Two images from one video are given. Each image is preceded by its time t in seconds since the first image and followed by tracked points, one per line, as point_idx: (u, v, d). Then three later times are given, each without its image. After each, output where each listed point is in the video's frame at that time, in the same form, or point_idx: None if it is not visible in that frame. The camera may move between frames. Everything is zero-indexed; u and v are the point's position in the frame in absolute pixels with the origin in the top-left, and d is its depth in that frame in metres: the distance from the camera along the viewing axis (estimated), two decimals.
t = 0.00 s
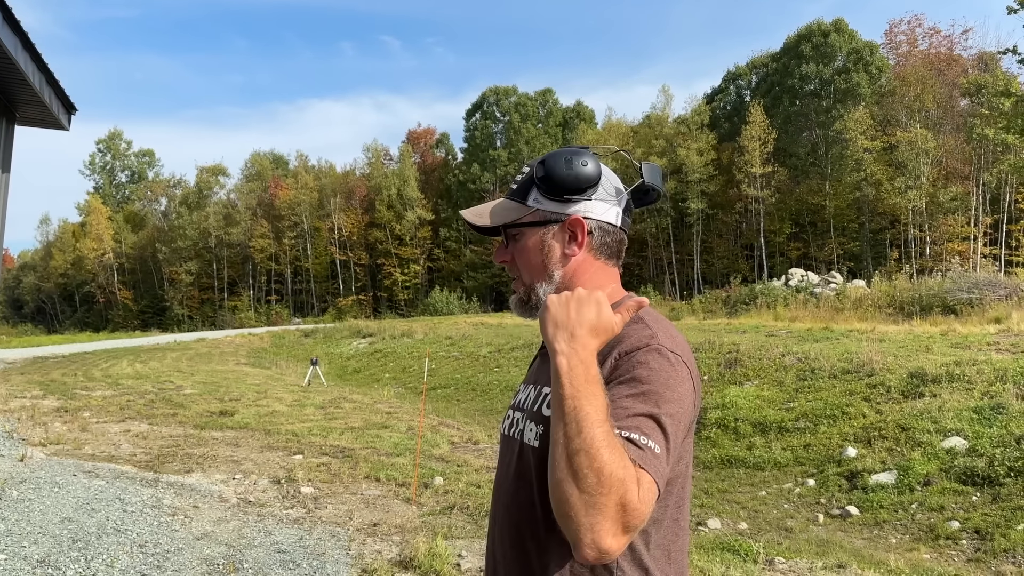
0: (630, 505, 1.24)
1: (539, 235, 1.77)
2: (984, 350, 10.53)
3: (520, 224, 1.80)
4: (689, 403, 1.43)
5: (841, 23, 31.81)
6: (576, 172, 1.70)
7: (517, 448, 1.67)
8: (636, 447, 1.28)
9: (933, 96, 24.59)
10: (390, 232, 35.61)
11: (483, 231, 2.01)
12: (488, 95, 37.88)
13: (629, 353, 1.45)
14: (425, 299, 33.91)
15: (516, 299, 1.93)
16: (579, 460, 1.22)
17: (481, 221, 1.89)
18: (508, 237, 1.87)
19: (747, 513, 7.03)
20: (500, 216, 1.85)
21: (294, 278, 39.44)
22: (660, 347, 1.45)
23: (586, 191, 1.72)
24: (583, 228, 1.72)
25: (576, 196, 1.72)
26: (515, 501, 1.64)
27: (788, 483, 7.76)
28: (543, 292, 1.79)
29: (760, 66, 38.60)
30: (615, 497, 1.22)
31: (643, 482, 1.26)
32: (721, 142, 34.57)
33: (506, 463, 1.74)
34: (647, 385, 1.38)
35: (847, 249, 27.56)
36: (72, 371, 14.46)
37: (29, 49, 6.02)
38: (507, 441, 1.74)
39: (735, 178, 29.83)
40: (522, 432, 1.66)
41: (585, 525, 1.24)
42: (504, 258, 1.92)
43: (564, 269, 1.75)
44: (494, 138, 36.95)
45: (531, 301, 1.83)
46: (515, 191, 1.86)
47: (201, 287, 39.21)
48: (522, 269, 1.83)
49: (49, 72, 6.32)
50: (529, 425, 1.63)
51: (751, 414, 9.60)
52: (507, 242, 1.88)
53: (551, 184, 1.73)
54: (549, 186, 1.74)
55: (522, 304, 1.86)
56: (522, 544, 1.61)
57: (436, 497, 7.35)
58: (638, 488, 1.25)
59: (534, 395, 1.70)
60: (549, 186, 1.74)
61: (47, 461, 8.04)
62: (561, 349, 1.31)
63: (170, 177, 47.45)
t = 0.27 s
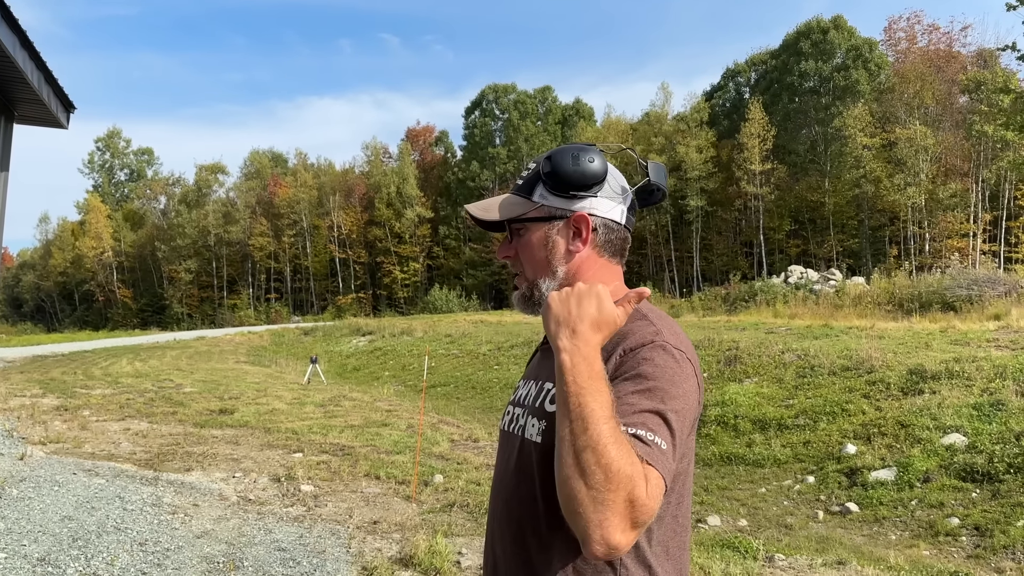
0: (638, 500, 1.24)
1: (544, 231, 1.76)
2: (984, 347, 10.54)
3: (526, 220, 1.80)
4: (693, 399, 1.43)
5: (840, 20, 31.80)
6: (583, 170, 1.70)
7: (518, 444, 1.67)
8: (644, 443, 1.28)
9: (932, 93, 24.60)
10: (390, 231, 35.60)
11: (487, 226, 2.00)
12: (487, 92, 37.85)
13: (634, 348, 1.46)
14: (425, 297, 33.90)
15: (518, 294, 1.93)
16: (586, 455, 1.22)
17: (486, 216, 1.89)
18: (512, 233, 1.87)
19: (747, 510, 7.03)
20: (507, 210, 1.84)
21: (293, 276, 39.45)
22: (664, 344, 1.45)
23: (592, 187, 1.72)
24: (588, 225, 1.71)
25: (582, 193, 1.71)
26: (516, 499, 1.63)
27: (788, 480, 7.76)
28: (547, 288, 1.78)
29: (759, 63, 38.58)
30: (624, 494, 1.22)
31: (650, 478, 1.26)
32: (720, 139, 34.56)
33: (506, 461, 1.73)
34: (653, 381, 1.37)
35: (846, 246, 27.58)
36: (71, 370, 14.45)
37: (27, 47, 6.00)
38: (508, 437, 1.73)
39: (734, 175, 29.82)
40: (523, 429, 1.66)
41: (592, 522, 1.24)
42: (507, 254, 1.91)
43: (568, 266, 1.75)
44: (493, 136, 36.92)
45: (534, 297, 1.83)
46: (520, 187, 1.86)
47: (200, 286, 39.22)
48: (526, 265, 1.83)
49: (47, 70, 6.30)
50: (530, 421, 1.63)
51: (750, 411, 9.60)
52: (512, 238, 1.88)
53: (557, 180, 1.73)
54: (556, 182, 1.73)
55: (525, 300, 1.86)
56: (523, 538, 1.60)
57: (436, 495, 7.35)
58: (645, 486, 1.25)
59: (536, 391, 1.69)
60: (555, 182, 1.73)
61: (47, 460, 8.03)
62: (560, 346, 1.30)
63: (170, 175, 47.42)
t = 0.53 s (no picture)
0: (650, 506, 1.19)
1: (549, 229, 1.75)
2: (984, 344, 10.54)
3: (530, 218, 1.77)
4: (703, 396, 1.43)
5: (840, 18, 31.78)
6: (589, 168, 1.68)
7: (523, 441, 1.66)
8: (656, 438, 1.26)
9: (932, 90, 24.60)
10: (389, 229, 35.56)
11: (487, 223, 1.97)
12: (486, 91, 37.81)
13: (644, 345, 1.46)
14: (425, 295, 33.88)
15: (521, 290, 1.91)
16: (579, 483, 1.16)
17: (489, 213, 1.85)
18: (514, 231, 1.84)
19: (747, 508, 7.03)
20: (510, 209, 1.81)
21: (293, 275, 39.47)
22: (673, 341, 1.46)
23: (597, 186, 1.71)
24: (593, 224, 1.71)
25: (589, 191, 1.70)
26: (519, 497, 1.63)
27: (788, 478, 7.76)
28: (550, 287, 1.78)
29: (759, 61, 38.55)
30: (634, 505, 1.18)
31: (664, 476, 1.24)
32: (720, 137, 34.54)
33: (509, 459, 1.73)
34: (663, 376, 1.38)
35: (846, 244, 27.60)
36: (71, 368, 14.46)
37: (26, 46, 5.99)
38: (513, 434, 1.73)
39: (734, 173, 29.82)
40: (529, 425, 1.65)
41: (606, 535, 1.20)
42: (508, 251, 1.89)
43: (573, 264, 1.75)
44: (493, 134, 36.88)
45: (536, 294, 1.82)
46: (523, 183, 1.82)
47: (200, 285, 39.22)
48: (529, 262, 1.82)
49: (47, 69, 6.30)
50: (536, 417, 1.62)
51: (750, 409, 9.61)
52: (514, 234, 1.85)
53: (562, 178, 1.70)
54: (561, 180, 1.71)
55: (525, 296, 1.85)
56: (526, 536, 1.59)
57: (436, 493, 7.35)
58: (655, 491, 1.21)
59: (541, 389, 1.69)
60: (560, 179, 1.71)
61: (47, 459, 8.04)
62: (510, 382, 1.21)
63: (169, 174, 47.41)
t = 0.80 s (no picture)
0: (672, 555, 1.32)
1: (550, 222, 1.75)
2: (985, 342, 10.53)
3: (532, 211, 1.77)
4: (708, 404, 1.44)
5: (840, 15, 31.76)
6: (594, 163, 1.69)
7: (520, 444, 1.63)
8: (682, 471, 1.33)
9: (932, 88, 24.59)
10: (390, 227, 35.57)
11: (487, 217, 1.97)
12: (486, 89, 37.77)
13: (641, 356, 1.44)
14: (425, 293, 33.90)
15: (518, 284, 1.89)
16: None
17: (489, 203, 1.85)
18: (515, 224, 1.84)
19: (748, 506, 7.03)
20: (512, 200, 1.81)
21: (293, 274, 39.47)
22: (673, 351, 1.44)
23: (600, 181, 1.72)
24: (594, 219, 1.71)
25: (591, 185, 1.70)
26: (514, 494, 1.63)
27: (789, 476, 7.76)
28: (548, 281, 1.77)
29: (759, 59, 38.52)
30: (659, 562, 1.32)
31: (687, 514, 1.35)
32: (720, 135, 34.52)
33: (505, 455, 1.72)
34: (671, 401, 1.39)
35: (846, 242, 27.61)
36: (72, 368, 14.45)
37: (25, 45, 5.98)
38: (509, 436, 1.70)
39: (734, 171, 29.80)
40: (526, 428, 1.62)
41: None
42: (507, 244, 1.88)
43: (573, 256, 1.74)
44: (493, 132, 36.83)
45: (534, 288, 1.80)
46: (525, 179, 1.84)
47: (200, 284, 39.21)
48: (527, 255, 1.81)
49: (46, 68, 6.29)
50: (534, 419, 1.59)
51: (751, 407, 9.60)
52: (514, 227, 1.85)
53: (565, 171, 1.72)
54: (564, 174, 1.73)
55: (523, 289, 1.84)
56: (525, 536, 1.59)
57: (436, 492, 7.35)
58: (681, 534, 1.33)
59: (535, 389, 1.65)
60: (563, 172, 1.73)
61: (47, 458, 8.04)
62: (485, 559, 1.31)
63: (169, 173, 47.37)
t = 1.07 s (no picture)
0: (687, 545, 1.32)
1: (551, 222, 1.75)
2: (985, 340, 10.54)
3: (532, 211, 1.78)
4: (713, 401, 1.44)
5: (840, 14, 31.74)
6: (594, 162, 1.70)
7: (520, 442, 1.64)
8: (691, 468, 1.33)
9: (932, 86, 24.60)
10: (390, 226, 35.58)
11: (487, 216, 1.96)
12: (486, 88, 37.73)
13: (642, 355, 1.44)
14: (425, 293, 33.93)
15: (518, 282, 1.89)
16: (607, 564, 1.32)
17: (489, 203, 1.85)
18: (515, 225, 1.84)
19: (748, 504, 7.03)
20: (512, 200, 1.81)
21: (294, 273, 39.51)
22: (677, 348, 1.43)
23: (600, 180, 1.72)
24: (596, 219, 1.72)
25: (592, 185, 1.71)
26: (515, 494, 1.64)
27: (789, 474, 7.75)
28: (549, 280, 1.77)
29: (759, 57, 38.49)
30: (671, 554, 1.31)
31: (699, 508, 1.34)
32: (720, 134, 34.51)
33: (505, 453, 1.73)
34: (677, 397, 1.38)
35: (846, 240, 27.63)
36: (72, 367, 14.45)
37: (25, 44, 5.97)
38: (509, 435, 1.70)
39: (734, 170, 29.81)
40: (527, 428, 1.62)
41: None
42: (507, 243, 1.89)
43: (573, 256, 1.75)
44: (493, 131, 36.79)
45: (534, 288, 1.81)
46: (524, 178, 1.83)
47: (201, 283, 39.24)
48: (528, 254, 1.81)
49: (46, 67, 6.28)
50: (535, 419, 1.60)
51: (751, 405, 9.60)
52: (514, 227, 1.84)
53: (566, 171, 1.73)
54: (563, 176, 1.73)
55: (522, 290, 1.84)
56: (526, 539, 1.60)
57: (437, 490, 7.35)
58: (689, 528, 1.33)
59: (535, 388, 1.66)
60: (563, 172, 1.73)
61: (48, 457, 8.03)
62: (507, 518, 1.29)
63: (169, 172, 47.38)
